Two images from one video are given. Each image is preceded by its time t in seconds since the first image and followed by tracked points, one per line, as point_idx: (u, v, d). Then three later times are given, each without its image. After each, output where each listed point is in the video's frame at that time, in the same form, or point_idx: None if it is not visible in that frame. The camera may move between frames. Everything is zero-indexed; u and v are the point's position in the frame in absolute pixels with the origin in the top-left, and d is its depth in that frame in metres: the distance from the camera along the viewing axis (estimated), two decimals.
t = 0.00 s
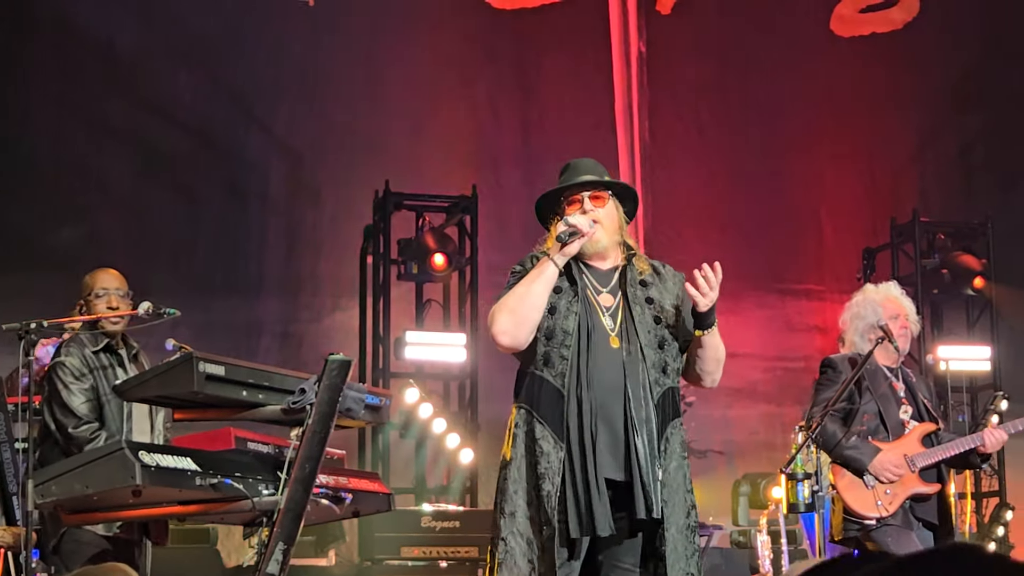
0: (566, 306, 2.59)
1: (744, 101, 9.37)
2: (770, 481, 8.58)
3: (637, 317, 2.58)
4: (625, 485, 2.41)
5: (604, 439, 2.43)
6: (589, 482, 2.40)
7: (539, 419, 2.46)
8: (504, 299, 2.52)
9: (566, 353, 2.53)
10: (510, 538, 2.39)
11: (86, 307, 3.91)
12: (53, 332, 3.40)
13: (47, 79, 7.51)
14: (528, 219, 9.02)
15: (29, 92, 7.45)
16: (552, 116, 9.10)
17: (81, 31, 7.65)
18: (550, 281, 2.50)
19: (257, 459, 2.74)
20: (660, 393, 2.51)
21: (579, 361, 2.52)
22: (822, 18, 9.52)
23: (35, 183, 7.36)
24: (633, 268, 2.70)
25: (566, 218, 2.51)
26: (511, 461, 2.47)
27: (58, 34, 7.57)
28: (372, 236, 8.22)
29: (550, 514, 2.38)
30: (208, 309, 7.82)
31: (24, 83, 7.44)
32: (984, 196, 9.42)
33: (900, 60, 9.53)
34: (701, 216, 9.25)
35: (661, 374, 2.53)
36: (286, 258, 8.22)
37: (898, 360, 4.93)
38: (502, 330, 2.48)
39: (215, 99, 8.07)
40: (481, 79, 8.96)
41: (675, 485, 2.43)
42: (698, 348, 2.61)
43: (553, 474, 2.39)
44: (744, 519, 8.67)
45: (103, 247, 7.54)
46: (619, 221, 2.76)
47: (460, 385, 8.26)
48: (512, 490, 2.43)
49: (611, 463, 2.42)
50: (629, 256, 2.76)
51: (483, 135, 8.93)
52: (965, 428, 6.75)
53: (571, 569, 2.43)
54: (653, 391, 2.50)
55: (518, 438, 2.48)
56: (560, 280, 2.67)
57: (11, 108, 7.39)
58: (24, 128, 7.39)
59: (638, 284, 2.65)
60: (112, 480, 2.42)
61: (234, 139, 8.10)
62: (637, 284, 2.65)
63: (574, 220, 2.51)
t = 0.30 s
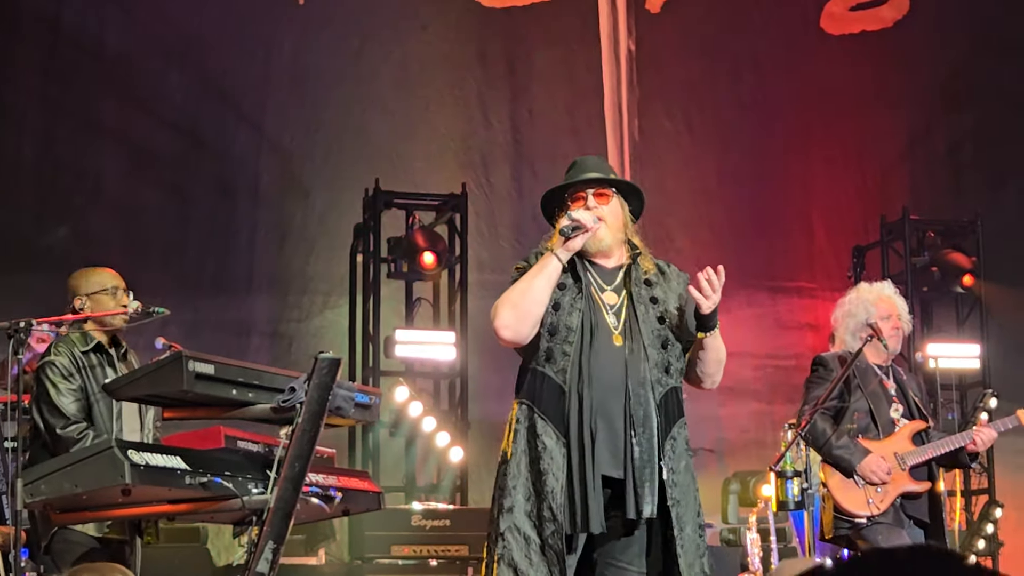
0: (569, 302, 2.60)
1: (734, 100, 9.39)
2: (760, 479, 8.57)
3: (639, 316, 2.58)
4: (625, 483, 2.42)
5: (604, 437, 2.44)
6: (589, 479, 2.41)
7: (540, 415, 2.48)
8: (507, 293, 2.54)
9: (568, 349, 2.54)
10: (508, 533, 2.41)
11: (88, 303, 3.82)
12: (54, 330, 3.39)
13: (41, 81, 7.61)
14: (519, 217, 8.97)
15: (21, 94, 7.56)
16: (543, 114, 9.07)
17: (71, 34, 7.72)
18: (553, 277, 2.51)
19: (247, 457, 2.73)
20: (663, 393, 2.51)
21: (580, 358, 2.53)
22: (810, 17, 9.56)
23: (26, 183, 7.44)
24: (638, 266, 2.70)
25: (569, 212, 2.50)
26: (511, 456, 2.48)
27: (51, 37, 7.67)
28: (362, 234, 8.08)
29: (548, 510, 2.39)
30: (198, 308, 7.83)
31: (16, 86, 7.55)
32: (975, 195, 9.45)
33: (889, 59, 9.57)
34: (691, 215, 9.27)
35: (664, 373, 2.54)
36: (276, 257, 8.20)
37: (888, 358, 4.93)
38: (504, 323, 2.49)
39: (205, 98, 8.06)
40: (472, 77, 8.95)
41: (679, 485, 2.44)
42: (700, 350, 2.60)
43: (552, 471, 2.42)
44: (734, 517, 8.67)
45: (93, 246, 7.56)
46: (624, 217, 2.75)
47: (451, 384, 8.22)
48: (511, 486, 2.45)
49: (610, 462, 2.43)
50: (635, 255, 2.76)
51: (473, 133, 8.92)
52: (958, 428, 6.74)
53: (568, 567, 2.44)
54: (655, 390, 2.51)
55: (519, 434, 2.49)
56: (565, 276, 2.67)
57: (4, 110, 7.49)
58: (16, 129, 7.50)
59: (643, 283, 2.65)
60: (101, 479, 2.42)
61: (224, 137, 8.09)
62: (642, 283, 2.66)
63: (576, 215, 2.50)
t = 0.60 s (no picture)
0: (565, 299, 2.60)
1: (725, 99, 9.41)
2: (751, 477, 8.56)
3: (636, 314, 2.59)
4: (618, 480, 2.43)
5: (600, 434, 2.45)
6: (582, 477, 2.42)
7: (534, 412, 2.47)
8: (502, 289, 2.55)
9: (563, 346, 2.53)
10: (501, 529, 2.42)
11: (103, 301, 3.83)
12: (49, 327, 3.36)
13: (30, 80, 7.55)
14: (510, 216, 8.97)
15: (12, 92, 7.49)
16: (534, 113, 9.08)
17: (61, 32, 7.68)
18: (547, 274, 2.51)
19: (237, 456, 2.73)
20: (660, 390, 2.52)
21: (576, 355, 2.53)
22: (800, 16, 9.58)
23: (17, 181, 7.40)
24: (635, 263, 2.71)
25: (563, 209, 2.51)
26: (505, 453, 2.49)
27: (41, 36, 7.62)
28: (353, 232, 8.01)
29: (542, 507, 2.40)
30: (189, 307, 7.81)
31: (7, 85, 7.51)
32: (964, 194, 9.49)
33: (879, 58, 9.60)
34: (682, 214, 9.29)
35: (660, 370, 2.55)
36: (266, 256, 8.19)
37: (880, 356, 4.89)
38: (499, 319, 2.49)
39: (196, 97, 8.05)
40: (462, 76, 8.94)
41: (675, 482, 2.46)
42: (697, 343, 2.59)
43: (547, 468, 2.42)
44: (725, 516, 8.66)
45: (83, 246, 7.53)
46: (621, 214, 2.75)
47: (441, 383, 8.21)
48: (505, 482, 2.45)
49: (605, 459, 2.43)
50: (632, 252, 2.76)
51: (464, 132, 8.91)
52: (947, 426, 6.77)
53: (560, 563, 2.45)
54: (651, 388, 2.52)
55: (513, 431, 2.49)
56: (561, 273, 2.67)
57: None
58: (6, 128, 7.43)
59: (639, 280, 2.66)
60: (91, 479, 2.41)
61: (214, 136, 8.07)
62: (639, 280, 2.66)
63: (570, 211, 2.51)
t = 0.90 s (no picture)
0: (558, 294, 2.60)
1: (714, 95, 9.43)
2: (740, 473, 8.57)
3: (629, 310, 2.59)
4: (610, 475, 2.43)
5: (592, 431, 2.44)
6: (574, 472, 2.41)
7: (527, 408, 2.48)
8: (494, 284, 2.55)
9: (556, 342, 2.53)
10: (492, 524, 2.42)
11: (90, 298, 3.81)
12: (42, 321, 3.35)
13: (16, 74, 7.48)
14: (499, 211, 8.97)
15: None
16: (524, 108, 9.07)
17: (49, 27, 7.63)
18: (539, 269, 2.51)
19: (226, 452, 2.73)
20: (653, 386, 2.52)
21: (568, 351, 2.52)
22: (790, 11, 9.59)
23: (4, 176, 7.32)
24: (630, 258, 2.71)
25: (554, 203, 2.51)
26: (497, 448, 2.49)
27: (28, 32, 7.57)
28: (341, 228, 8.03)
29: (534, 503, 2.40)
30: (177, 303, 7.79)
31: None
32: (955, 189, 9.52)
33: (869, 54, 9.62)
34: (671, 209, 9.30)
35: (653, 366, 2.55)
36: (255, 251, 8.17)
37: (871, 351, 4.90)
38: (490, 314, 2.50)
39: (185, 93, 8.02)
40: (451, 71, 8.94)
41: (667, 479, 2.46)
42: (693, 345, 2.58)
43: (538, 463, 2.42)
44: (714, 511, 8.67)
45: (72, 241, 7.48)
46: (616, 209, 2.75)
47: (430, 379, 8.20)
48: (498, 478, 2.45)
49: (597, 455, 2.43)
50: (627, 247, 2.76)
51: (454, 128, 8.90)
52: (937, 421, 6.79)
53: (552, 559, 2.44)
54: (644, 384, 2.52)
55: (505, 427, 2.49)
56: (555, 268, 2.66)
57: None
58: None
59: (634, 276, 2.66)
60: (80, 475, 2.40)
61: (203, 131, 8.04)
62: (634, 276, 2.66)
63: (560, 205, 2.50)
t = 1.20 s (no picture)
0: (551, 296, 2.60)
1: (705, 95, 9.45)
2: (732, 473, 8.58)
3: (622, 312, 2.59)
4: (603, 476, 2.43)
5: (585, 431, 2.45)
6: (566, 474, 2.41)
7: (520, 409, 2.49)
8: (486, 286, 2.56)
9: (549, 343, 2.54)
10: (486, 526, 2.44)
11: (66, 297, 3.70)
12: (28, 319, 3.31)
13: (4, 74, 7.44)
14: (491, 212, 8.98)
15: None
16: (515, 109, 9.09)
17: (38, 28, 7.59)
18: (530, 270, 2.52)
19: (217, 453, 2.72)
20: (645, 387, 2.53)
21: (561, 353, 2.53)
22: (781, 12, 9.61)
23: None
24: (624, 258, 2.71)
25: (545, 204, 2.51)
26: (492, 450, 2.50)
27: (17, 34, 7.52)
28: (333, 229, 8.02)
29: (527, 504, 2.41)
30: (169, 304, 7.78)
31: None
32: (946, 190, 9.55)
33: (860, 54, 9.64)
34: (662, 210, 9.33)
35: (646, 368, 2.56)
36: (247, 253, 8.17)
37: (860, 351, 4.90)
38: (482, 316, 2.51)
39: (175, 93, 8.01)
40: (443, 72, 8.94)
41: (659, 480, 2.46)
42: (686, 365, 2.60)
43: (531, 464, 2.42)
44: (706, 511, 8.68)
45: (62, 242, 7.44)
46: (610, 209, 2.76)
47: (422, 379, 8.19)
48: (492, 480, 2.47)
49: (589, 456, 2.43)
50: (621, 248, 2.76)
51: (445, 128, 8.91)
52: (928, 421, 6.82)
53: (546, 561, 2.44)
54: (636, 385, 2.52)
55: (499, 429, 2.51)
56: (548, 270, 2.67)
57: None
58: None
59: (628, 277, 2.66)
60: (72, 476, 2.40)
61: (194, 132, 8.03)
62: (628, 276, 2.66)
63: (552, 207, 2.50)
